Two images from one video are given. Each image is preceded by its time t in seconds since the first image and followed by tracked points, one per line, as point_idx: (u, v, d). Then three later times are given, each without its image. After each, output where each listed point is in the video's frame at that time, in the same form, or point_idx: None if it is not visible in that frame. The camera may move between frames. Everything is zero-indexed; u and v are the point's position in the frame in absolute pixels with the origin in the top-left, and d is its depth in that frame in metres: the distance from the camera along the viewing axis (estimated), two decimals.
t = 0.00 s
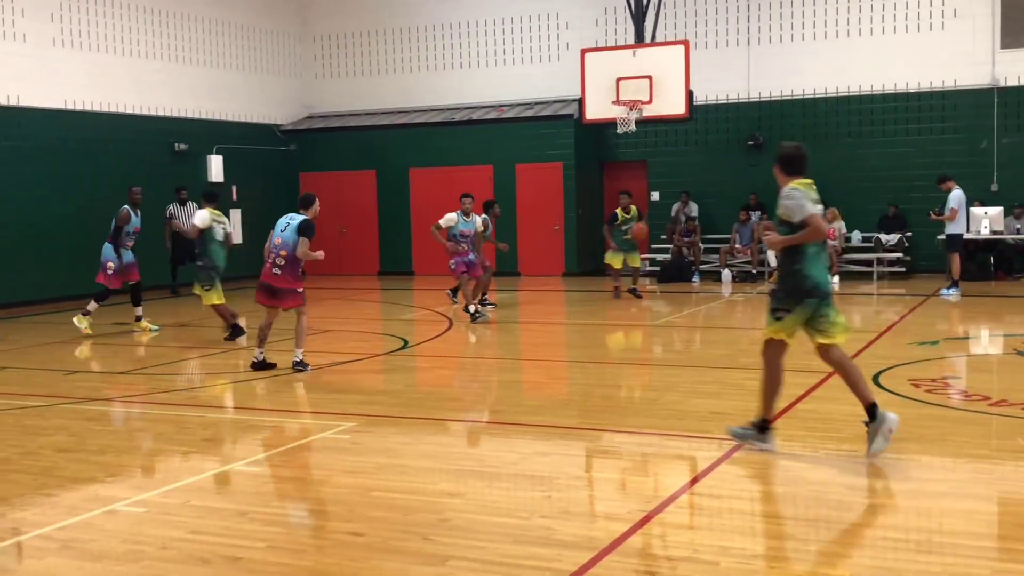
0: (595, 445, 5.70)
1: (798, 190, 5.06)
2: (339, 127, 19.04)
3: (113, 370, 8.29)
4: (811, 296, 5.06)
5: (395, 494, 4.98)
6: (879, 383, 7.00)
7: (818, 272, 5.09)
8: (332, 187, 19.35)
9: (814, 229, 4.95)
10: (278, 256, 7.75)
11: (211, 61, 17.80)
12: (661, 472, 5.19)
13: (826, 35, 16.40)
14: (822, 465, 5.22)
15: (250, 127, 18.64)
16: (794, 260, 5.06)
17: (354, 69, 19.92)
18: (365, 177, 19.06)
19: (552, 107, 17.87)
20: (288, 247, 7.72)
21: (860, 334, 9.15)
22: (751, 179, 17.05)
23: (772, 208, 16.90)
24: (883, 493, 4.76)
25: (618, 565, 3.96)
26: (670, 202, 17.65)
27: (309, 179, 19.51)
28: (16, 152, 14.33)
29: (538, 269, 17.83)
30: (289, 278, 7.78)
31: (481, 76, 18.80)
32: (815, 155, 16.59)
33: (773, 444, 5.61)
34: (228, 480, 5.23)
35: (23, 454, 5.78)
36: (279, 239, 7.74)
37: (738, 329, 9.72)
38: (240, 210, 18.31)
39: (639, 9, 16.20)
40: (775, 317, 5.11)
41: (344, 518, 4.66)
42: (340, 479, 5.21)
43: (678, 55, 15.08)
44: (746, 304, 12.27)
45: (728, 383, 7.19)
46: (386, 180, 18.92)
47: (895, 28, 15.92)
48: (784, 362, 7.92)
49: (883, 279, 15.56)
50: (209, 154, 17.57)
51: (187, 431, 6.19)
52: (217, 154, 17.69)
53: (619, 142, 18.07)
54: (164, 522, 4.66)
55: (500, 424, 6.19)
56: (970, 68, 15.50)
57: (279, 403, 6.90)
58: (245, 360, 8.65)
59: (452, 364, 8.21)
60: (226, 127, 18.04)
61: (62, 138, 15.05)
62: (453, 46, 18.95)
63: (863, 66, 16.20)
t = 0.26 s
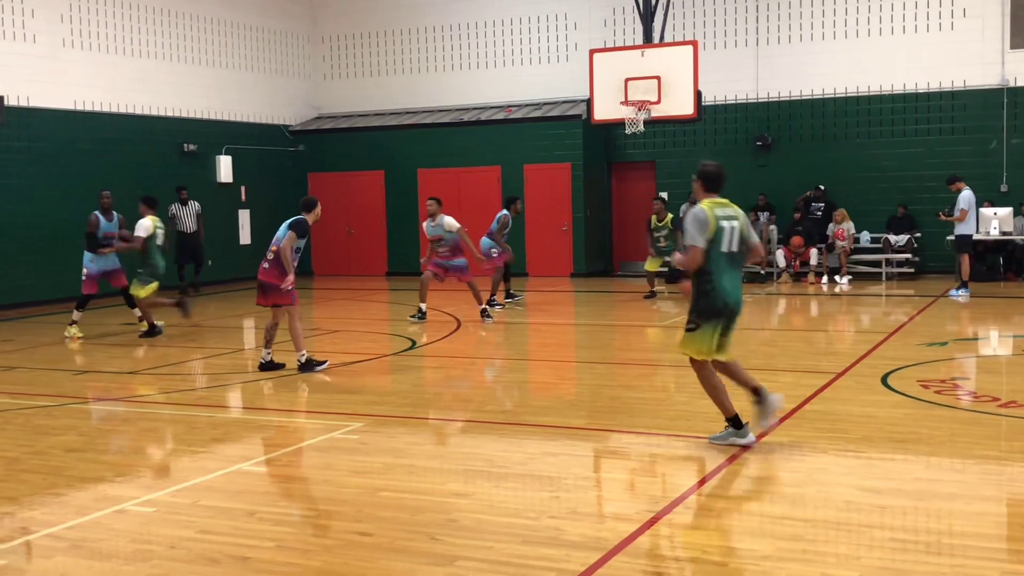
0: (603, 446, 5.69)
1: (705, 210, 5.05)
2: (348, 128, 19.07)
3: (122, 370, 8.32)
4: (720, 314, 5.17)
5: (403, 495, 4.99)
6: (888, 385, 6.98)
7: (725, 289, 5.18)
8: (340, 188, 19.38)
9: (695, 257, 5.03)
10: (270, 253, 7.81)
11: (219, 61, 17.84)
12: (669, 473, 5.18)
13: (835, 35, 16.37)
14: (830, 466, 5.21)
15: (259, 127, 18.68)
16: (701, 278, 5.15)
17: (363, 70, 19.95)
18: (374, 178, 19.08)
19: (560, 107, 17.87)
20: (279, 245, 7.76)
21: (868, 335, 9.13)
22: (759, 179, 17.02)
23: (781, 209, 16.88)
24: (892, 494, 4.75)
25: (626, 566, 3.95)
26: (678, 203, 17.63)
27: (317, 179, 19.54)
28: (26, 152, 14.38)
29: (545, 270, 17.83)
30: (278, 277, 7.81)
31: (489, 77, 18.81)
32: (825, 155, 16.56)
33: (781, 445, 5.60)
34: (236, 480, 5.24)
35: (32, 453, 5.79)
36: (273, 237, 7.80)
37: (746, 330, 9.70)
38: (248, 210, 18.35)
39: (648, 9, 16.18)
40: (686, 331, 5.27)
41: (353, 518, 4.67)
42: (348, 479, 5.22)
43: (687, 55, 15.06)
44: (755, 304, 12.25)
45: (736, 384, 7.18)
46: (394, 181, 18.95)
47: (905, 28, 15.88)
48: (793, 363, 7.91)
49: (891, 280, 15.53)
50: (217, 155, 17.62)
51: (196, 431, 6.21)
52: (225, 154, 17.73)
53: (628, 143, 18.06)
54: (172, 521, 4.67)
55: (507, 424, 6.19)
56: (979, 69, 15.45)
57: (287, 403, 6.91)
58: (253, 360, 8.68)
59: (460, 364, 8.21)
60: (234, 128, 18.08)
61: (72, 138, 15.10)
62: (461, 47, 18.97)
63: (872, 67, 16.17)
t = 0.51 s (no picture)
0: (608, 446, 5.69)
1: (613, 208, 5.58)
2: (353, 129, 19.08)
3: (128, 370, 8.34)
4: (635, 304, 5.57)
5: (408, 495, 4.99)
6: (893, 385, 6.97)
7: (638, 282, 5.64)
8: (346, 188, 19.38)
9: (602, 249, 5.51)
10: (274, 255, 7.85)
11: (225, 62, 17.86)
12: (674, 473, 5.18)
13: (840, 35, 16.34)
14: (836, 467, 5.20)
15: (264, 128, 18.71)
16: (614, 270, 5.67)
17: (368, 71, 19.96)
18: (379, 178, 19.09)
19: (565, 108, 17.88)
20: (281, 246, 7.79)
21: (874, 336, 9.11)
22: (764, 179, 17.01)
23: (787, 209, 16.86)
24: (897, 495, 4.74)
25: (631, 566, 3.95)
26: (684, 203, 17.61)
27: (322, 180, 19.55)
28: (32, 153, 14.41)
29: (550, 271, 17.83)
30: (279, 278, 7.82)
31: (494, 77, 18.82)
32: (830, 156, 16.53)
33: (786, 446, 5.59)
34: (242, 480, 5.25)
35: (38, 453, 5.80)
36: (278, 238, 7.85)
37: (751, 330, 9.69)
38: (253, 211, 18.38)
39: (653, 10, 16.17)
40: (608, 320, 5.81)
41: (358, 518, 4.67)
42: (353, 480, 5.22)
43: (693, 56, 15.07)
44: (760, 305, 12.23)
45: (741, 384, 7.18)
46: (399, 181, 18.96)
47: (911, 28, 15.85)
48: (798, 363, 7.90)
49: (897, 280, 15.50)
50: (222, 156, 17.64)
51: (201, 431, 6.22)
52: (230, 155, 17.75)
53: (632, 143, 18.05)
54: (178, 521, 4.68)
55: (513, 425, 6.19)
56: (985, 69, 15.42)
57: (293, 403, 6.92)
58: (258, 360, 8.69)
59: (465, 364, 8.22)
60: (240, 128, 18.10)
61: (78, 139, 15.13)
62: (466, 47, 18.97)
63: (878, 67, 16.15)
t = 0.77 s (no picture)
0: (610, 446, 5.69)
1: (559, 200, 5.85)
2: (355, 129, 19.09)
3: (129, 371, 8.34)
4: (569, 294, 5.89)
5: (410, 495, 4.99)
6: (895, 386, 6.97)
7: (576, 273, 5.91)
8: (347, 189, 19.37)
9: (567, 238, 5.73)
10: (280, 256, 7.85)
11: (227, 63, 17.87)
12: (676, 474, 5.18)
13: (842, 35, 16.34)
14: (838, 467, 5.20)
15: (266, 128, 18.71)
16: (554, 261, 5.91)
17: (370, 71, 19.97)
18: (381, 178, 19.09)
19: (567, 108, 17.89)
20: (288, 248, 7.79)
21: (875, 336, 9.11)
22: (766, 179, 17.00)
23: (789, 209, 16.86)
24: (899, 495, 4.74)
25: (633, 567, 3.95)
26: (686, 203, 17.61)
27: (323, 180, 19.53)
28: (34, 153, 14.43)
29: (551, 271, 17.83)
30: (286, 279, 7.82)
31: (496, 78, 18.83)
32: (832, 156, 16.53)
33: (788, 446, 5.59)
34: (244, 480, 5.25)
35: (40, 453, 5.80)
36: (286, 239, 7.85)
37: (753, 331, 9.68)
38: (255, 211, 18.38)
39: (655, 10, 16.17)
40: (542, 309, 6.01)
41: (360, 518, 4.67)
42: (355, 480, 5.22)
43: (695, 56, 15.08)
44: (762, 305, 12.23)
45: (743, 384, 7.18)
46: (401, 181, 18.95)
47: (912, 29, 15.84)
48: (800, 364, 7.89)
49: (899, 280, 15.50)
50: (224, 156, 17.64)
51: (203, 432, 6.22)
52: (232, 155, 17.76)
53: (634, 143, 18.05)
54: (180, 522, 4.68)
55: (514, 425, 6.20)
56: (987, 69, 15.42)
57: (295, 404, 6.92)
58: (259, 361, 8.70)
59: (467, 365, 8.22)
60: (242, 128, 18.11)
61: (80, 139, 15.14)
62: (468, 47, 18.98)
63: (880, 67, 16.14)
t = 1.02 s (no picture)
0: (617, 447, 5.69)
1: (500, 217, 5.94)
2: (362, 130, 19.11)
3: (136, 371, 8.35)
4: (509, 308, 6.09)
5: (416, 495, 5.00)
6: (902, 386, 6.95)
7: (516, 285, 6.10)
8: (354, 189, 19.39)
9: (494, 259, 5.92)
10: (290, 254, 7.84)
11: (234, 63, 17.90)
12: (682, 474, 5.17)
13: (849, 36, 16.31)
14: (845, 467, 5.20)
15: (273, 129, 18.74)
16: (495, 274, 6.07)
17: (376, 71, 19.99)
18: (388, 179, 19.11)
19: (574, 108, 17.89)
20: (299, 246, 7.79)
21: (883, 336, 9.09)
22: (773, 179, 16.98)
23: (795, 209, 16.83)
24: (906, 496, 4.73)
25: (639, 567, 3.95)
26: (693, 203, 17.59)
27: (331, 181, 19.59)
28: (41, 154, 14.46)
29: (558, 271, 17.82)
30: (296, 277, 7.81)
31: (503, 78, 18.83)
32: (838, 155, 16.51)
33: (795, 447, 5.58)
34: (251, 481, 5.26)
35: (47, 453, 5.82)
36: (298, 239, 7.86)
37: (760, 331, 9.67)
38: (262, 211, 18.41)
39: (662, 10, 16.16)
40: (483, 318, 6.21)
41: (367, 518, 4.68)
42: (362, 480, 5.22)
43: (701, 56, 15.07)
44: (769, 305, 12.21)
45: (750, 385, 7.17)
46: (408, 181, 18.97)
47: (920, 29, 15.80)
48: (807, 364, 7.88)
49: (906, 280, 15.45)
50: (231, 157, 17.67)
51: (210, 431, 6.23)
52: (240, 156, 17.79)
53: (641, 144, 18.05)
54: (187, 521, 4.69)
55: (521, 425, 6.20)
56: (994, 69, 15.38)
57: (302, 404, 6.92)
58: (266, 361, 8.70)
59: (473, 365, 8.22)
60: (248, 129, 18.14)
61: (87, 140, 15.18)
62: (475, 48, 18.99)
63: (887, 67, 16.10)
